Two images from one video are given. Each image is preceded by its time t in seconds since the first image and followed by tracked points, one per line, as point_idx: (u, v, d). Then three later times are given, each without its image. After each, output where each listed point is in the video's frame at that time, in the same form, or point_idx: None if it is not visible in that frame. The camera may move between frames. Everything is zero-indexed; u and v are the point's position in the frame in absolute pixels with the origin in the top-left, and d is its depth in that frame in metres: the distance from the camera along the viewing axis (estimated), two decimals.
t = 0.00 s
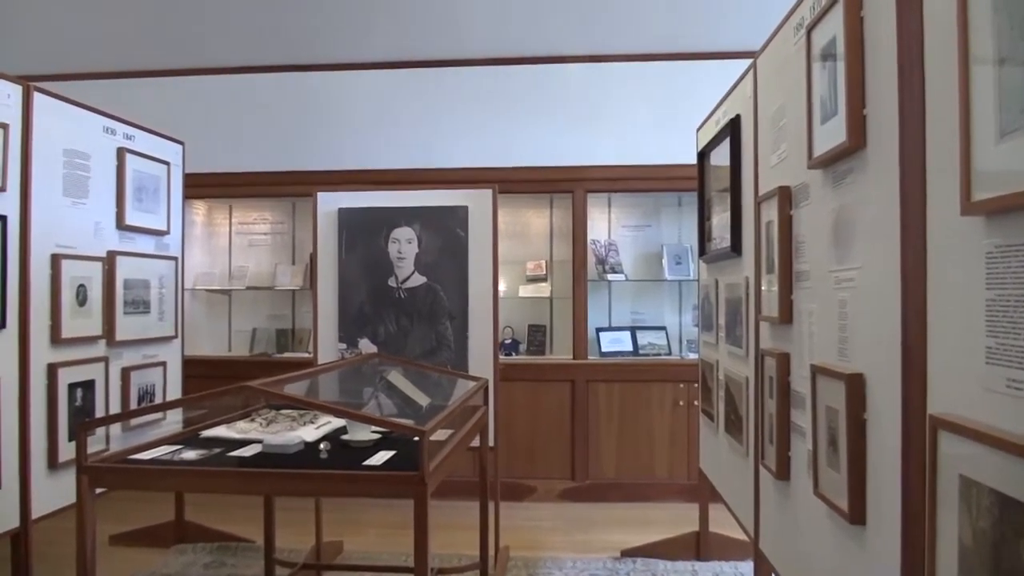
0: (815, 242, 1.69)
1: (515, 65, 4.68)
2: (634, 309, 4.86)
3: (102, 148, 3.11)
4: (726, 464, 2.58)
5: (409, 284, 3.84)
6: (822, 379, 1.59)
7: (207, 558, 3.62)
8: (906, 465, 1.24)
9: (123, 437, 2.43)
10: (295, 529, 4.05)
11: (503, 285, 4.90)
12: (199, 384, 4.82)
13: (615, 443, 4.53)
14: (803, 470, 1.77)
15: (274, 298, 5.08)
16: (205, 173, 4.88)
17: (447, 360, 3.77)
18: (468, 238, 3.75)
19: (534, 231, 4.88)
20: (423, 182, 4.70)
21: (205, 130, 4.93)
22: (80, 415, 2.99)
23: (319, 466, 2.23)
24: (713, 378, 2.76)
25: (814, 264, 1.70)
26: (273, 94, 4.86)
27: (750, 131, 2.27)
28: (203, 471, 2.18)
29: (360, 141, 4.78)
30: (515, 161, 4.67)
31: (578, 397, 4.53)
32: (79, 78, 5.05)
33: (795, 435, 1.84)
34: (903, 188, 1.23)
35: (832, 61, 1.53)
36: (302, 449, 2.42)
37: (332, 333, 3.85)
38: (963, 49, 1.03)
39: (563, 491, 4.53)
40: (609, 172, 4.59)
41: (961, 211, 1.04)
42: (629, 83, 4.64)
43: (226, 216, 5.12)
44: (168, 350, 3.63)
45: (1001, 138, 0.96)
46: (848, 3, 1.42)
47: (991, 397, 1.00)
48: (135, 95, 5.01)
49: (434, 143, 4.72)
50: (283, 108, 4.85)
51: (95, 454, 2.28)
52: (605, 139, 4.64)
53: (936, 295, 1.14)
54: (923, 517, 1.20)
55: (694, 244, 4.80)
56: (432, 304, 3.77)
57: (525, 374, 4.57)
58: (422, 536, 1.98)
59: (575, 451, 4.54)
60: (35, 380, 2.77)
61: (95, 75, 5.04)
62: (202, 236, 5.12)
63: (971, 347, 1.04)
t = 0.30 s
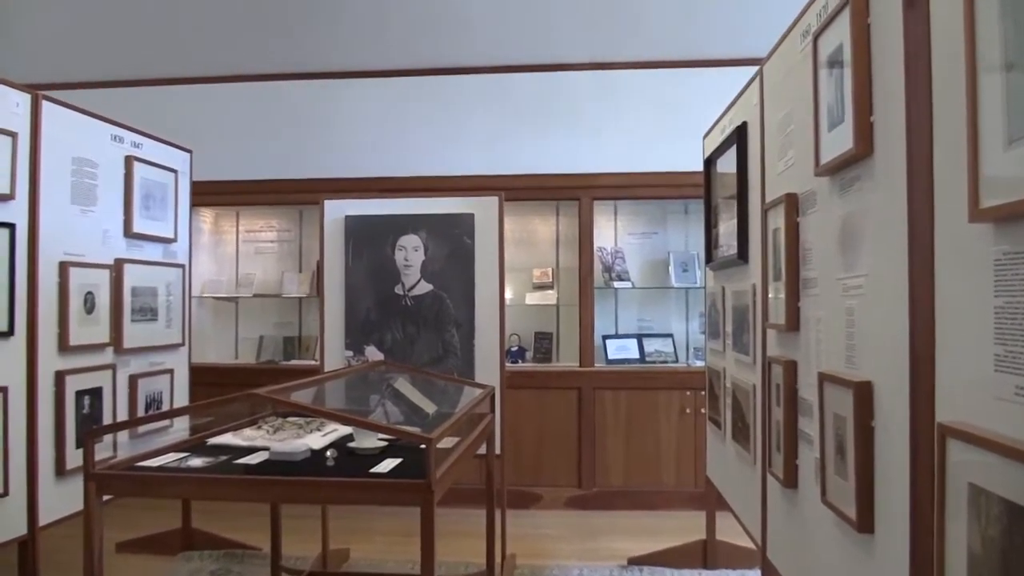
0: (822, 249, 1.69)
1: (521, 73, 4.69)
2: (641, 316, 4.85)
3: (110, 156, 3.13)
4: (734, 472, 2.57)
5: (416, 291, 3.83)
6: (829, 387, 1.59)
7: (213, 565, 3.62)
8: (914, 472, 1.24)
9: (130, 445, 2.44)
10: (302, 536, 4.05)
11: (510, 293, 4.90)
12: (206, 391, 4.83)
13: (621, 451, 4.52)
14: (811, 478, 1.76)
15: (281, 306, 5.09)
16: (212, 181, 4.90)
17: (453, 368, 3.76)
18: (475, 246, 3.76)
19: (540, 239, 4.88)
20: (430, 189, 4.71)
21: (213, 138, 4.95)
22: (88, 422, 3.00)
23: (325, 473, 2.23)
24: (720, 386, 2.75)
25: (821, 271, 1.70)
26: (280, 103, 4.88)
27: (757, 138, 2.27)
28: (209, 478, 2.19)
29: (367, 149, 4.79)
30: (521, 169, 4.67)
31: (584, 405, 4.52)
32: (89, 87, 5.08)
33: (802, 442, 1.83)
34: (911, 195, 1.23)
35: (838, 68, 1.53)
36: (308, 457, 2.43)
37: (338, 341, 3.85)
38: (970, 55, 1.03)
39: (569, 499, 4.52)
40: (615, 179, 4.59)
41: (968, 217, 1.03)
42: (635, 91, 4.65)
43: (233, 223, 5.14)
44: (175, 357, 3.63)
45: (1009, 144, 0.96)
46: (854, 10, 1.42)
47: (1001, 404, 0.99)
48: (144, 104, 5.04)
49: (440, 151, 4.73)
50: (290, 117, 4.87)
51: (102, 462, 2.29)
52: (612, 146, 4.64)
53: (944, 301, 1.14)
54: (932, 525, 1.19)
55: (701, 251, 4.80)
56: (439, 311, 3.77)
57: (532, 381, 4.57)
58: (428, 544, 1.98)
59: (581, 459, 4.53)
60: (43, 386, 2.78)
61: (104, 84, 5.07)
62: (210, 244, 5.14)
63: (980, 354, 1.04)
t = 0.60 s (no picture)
0: (825, 256, 1.68)
1: (525, 80, 4.70)
2: (643, 324, 4.84)
3: (115, 163, 3.13)
4: (737, 481, 2.56)
5: (418, 298, 3.84)
6: (834, 395, 1.58)
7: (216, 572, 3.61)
8: (920, 481, 1.23)
9: (134, 450, 2.44)
10: (304, 543, 4.04)
11: (512, 300, 4.89)
12: (209, 398, 4.83)
13: (624, 458, 4.51)
14: (815, 486, 1.76)
15: (284, 312, 5.09)
16: (216, 188, 4.91)
17: (456, 375, 3.76)
18: (478, 253, 3.76)
19: (543, 246, 4.88)
20: (433, 196, 4.71)
21: (217, 145, 4.96)
22: (92, 428, 2.99)
23: (328, 480, 2.22)
24: (723, 393, 2.74)
25: (825, 278, 1.69)
26: (284, 109, 4.89)
27: (760, 146, 2.27)
28: (213, 484, 2.18)
29: (370, 156, 4.80)
30: (524, 176, 4.68)
31: (587, 412, 4.51)
32: (95, 94, 5.10)
33: (806, 450, 1.82)
34: (915, 202, 1.22)
35: (842, 75, 1.53)
36: (311, 463, 2.42)
37: (341, 347, 3.85)
38: (976, 62, 1.02)
39: (572, 507, 4.51)
40: (619, 187, 4.59)
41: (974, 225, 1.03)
42: (638, 98, 4.65)
43: (237, 230, 5.14)
44: (178, 363, 3.63)
45: (1015, 151, 0.95)
46: (858, 17, 1.42)
47: (1008, 412, 0.99)
48: (148, 111, 5.06)
49: (444, 158, 4.74)
50: (294, 124, 4.88)
51: (106, 467, 2.29)
52: (615, 154, 4.65)
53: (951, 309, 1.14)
54: (939, 534, 1.19)
55: (704, 258, 4.79)
56: (441, 318, 3.77)
57: (535, 388, 4.56)
58: (431, 551, 1.97)
59: (584, 467, 4.52)
60: (48, 392, 2.78)
61: (110, 91, 5.09)
62: (213, 251, 5.14)
63: (986, 361, 1.03)
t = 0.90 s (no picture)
0: (841, 261, 1.68)
1: (538, 86, 4.71)
2: (657, 329, 4.83)
3: (130, 169, 3.16)
4: (751, 488, 2.54)
5: (431, 304, 3.83)
6: (850, 401, 1.57)
7: None
8: (937, 489, 1.22)
9: (149, 455, 2.45)
10: (318, 548, 4.04)
11: (525, 306, 4.88)
12: (223, 403, 4.84)
13: (637, 464, 4.50)
14: (831, 493, 1.74)
15: (298, 318, 5.10)
16: (231, 194, 4.94)
17: (469, 381, 3.76)
18: (491, 258, 3.76)
19: (556, 251, 4.87)
20: (446, 202, 4.72)
21: (231, 151, 4.99)
22: (108, 432, 3.01)
23: (342, 484, 2.22)
24: (738, 400, 2.72)
25: (841, 283, 1.68)
26: (298, 115, 4.91)
27: (774, 151, 2.26)
28: (227, 489, 2.19)
29: (384, 162, 4.81)
30: (538, 181, 4.68)
31: (601, 418, 4.50)
32: (111, 101, 5.14)
33: (822, 457, 1.81)
34: (932, 206, 1.21)
35: (858, 79, 1.52)
36: (325, 468, 2.43)
37: (355, 353, 3.85)
38: (994, 65, 1.02)
39: (586, 513, 4.49)
40: (632, 192, 4.59)
41: (992, 230, 1.02)
42: (651, 103, 4.65)
43: (251, 236, 5.16)
44: (193, 368, 3.64)
45: None
46: (873, 21, 1.41)
47: None
48: (164, 117, 5.09)
49: (457, 163, 4.74)
50: (308, 130, 4.90)
51: (122, 471, 2.30)
52: (628, 159, 4.64)
53: (969, 315, 1.13)
54: (957, 542, 1.18)
55: (718, 263, 4.77)
56: (454, 323, 3.77)
57: (548, 394, 4.56)
58: (444, 558, 1.97)
59: (598, 473, 4.51)
60: (65, 396, 2.80)
61: (126, 98, 5.13)
62: (227, 256, 5.16)
63: (1006, 368, 1.02)
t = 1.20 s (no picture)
0: (864, 264, 1.66)
1: (559, 89, 4.71)
2: (678, 333, 4.80)
3: (154, 174, 3.19)
4: (774, 492, 2.52)
5: (452, 308, 3.84)
6: (873, 406, 1.56)
7: None
8: (963, 495, 1.21)
9: (172, 458, 2.47)
10: (339, 551, 4.06)
11: (546, 309, 4.88)
12: (246, 406, 4.88)
13: (658, 469, 4.48)
14: (854, 497, 1.73)
15: (320, 321, 5.12)
16: (254, 199, 4.98)
17: (489, 384, 3.76)
18: (511, 262, 3.76)
19: (577, 255, 4.87)
20: (467, 206, 4.74)
21: (254, 156, 5.03)
22: (132, 435, 3.04)
23: (362, 488, 2.23)
24: (760, 404, 2.71)
25: (864, 287, 1.67)
26: (319, 120, 4.94)
27: (797, 153, 2.25)
28: (249, 492, 2.21)
29: (404, 166, 4.83)
30: (558, 185, 4.68)
31: (621, 423, 4.49)
32: (135, 107, 5.20)
33: (845, 462, 1.80)
34: (958, 208, 1.20)
35: (881, 81, 1.51)
36: (346, 471, 2.43)
37: (376, 356, 3.87)
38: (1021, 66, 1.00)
39: (607, 516, 4.48)
40: (653, 195, 4.58)
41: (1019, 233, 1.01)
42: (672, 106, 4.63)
43: (273, 240, 5.19)
44: (216, 371, 3.67)
45: None
46: (897, 22, 1.40)
47: None
48: (187, 123, 5.14)
49: (477, 168, 4.75)
50: (330, 135, 4.93)
51: (145, 474, 2.32)
52: (649, 162, 4.63)
53: (996, 319, 1.12)
54: (983, 549, 1.16)
55: (740, 267, 4.75)
56: (475, 327, 3.77)
57: (569, 398, 4.55)
58: (464, 561, 1.97)
59: (619, 477, 4.49)
60: (89, 399, 2.82)
61: (150, 104, 5.18)
62: (250, 260, 5.20)
63: None
